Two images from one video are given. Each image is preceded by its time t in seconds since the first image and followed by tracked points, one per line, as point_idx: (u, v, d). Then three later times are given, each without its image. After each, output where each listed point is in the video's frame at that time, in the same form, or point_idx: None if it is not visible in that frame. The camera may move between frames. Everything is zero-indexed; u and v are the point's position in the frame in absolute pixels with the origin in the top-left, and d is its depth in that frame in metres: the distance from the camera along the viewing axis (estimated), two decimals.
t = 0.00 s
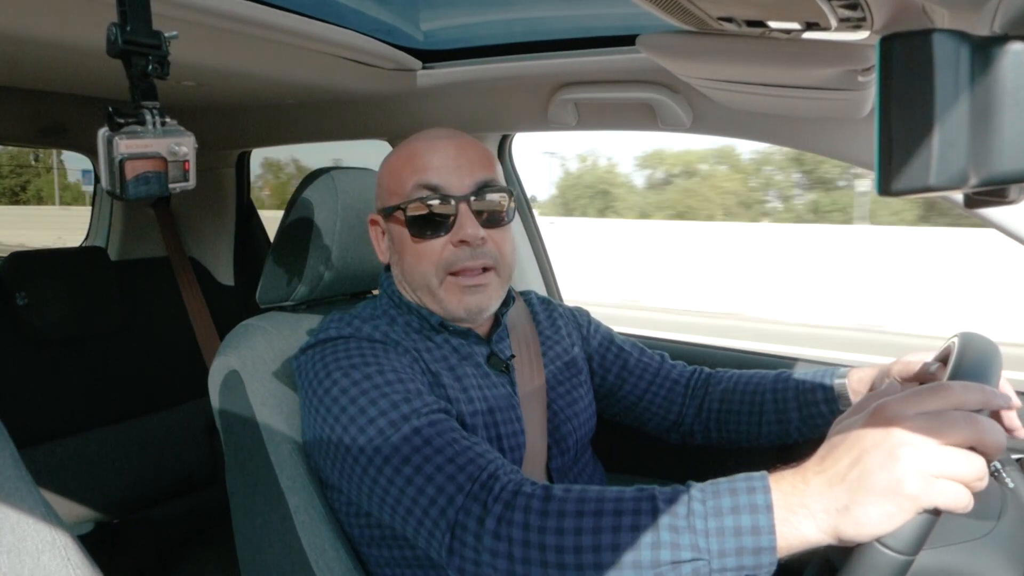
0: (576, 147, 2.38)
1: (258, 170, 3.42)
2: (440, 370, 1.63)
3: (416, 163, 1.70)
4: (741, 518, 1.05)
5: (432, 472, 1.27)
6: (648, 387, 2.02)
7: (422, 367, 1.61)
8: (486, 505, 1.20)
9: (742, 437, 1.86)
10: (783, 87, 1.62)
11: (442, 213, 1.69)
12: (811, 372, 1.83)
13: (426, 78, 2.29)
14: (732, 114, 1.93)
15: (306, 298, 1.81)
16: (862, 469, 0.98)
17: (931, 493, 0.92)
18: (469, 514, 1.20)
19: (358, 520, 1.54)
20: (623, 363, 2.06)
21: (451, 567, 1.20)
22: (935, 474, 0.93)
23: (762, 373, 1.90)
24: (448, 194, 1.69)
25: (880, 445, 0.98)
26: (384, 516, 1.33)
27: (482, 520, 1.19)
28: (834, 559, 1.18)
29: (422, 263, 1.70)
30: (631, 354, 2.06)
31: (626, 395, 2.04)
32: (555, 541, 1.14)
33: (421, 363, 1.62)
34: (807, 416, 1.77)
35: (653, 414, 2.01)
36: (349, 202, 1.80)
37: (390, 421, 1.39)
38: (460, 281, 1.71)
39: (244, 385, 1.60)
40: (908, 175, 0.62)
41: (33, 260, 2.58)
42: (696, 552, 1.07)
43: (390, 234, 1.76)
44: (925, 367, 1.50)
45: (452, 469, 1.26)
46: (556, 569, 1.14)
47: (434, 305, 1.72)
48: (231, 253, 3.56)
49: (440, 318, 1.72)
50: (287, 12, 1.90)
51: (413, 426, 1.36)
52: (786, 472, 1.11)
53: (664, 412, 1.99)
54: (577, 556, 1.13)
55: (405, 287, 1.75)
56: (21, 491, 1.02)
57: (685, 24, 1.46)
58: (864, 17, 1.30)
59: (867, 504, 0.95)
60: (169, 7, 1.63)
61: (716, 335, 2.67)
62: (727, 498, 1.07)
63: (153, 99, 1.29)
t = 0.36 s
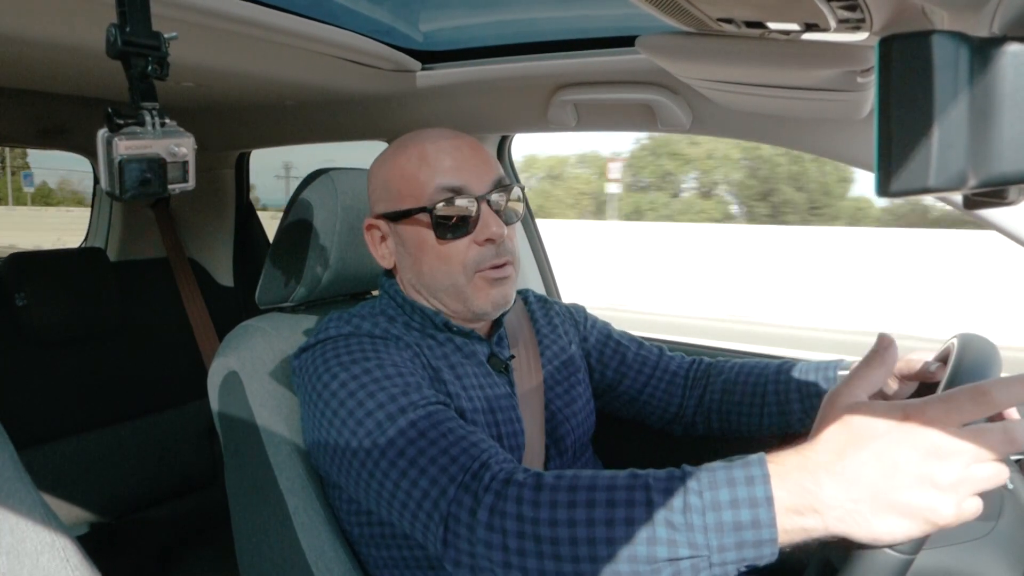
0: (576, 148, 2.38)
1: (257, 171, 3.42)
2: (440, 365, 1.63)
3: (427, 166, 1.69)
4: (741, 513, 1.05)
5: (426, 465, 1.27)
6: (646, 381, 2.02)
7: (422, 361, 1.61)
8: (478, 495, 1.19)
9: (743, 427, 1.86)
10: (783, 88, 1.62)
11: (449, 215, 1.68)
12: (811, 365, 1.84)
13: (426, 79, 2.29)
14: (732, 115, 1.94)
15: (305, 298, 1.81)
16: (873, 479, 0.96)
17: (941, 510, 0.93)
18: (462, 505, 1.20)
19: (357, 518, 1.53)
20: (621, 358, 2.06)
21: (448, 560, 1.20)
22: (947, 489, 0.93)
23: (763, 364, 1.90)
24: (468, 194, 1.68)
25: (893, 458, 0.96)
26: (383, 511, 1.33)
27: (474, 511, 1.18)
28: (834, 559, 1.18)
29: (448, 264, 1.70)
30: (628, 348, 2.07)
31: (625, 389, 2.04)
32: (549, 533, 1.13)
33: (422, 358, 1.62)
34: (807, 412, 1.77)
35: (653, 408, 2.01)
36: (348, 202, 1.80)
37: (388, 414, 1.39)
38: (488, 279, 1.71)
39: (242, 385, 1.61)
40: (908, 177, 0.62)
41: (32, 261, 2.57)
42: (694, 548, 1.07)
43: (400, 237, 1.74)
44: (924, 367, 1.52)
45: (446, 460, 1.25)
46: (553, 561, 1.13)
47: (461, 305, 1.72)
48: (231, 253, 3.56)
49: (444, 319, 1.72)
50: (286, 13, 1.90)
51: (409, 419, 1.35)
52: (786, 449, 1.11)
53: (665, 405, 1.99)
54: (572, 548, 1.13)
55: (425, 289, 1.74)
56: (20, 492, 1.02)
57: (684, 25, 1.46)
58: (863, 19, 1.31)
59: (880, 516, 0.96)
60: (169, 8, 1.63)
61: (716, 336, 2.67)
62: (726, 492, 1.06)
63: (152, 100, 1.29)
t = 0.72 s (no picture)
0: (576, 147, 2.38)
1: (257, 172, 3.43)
2: (438, 369, 1.63)
3: (409, 162, 1.70)
4: (737, 523, 1.04)
5: (426, 472, 1.27)
6: (649, 384, 2.02)
7: (420, 365, 1.61)
8: (478, 503, 1.19)
9: (746, 428, 1.86)
10: (782, 88, 1.62)
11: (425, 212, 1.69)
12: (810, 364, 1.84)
13: (426, 79, 2.29)
14: (731, 116, 1.94)
15: (305, 298, 1.82)
16: (872, 487, 0.96)
17: (938, 515, 0.94)
18: (462, 513, 1.20)
19: (356, 521, 1.53)
20: (624, 359, 2.06)
21: (450, 566, 1.21)
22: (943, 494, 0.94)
23: (765, 364, 1.90)
24: (443, 191, 1.69)
25: (890, 464, 0.96)
26: (383, 516, 1.33)
27: (474, 519, 1.18)
28: (832, 560, 1.17)
29: (418, 261, 1.70)
30: (631, 350, 2.07)
31: (628, 391, 2.04)
32: (548, 542, 1.13)
33: (419, 362, 1.62)
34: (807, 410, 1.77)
35: (656, 410, 2.01)
36: (348, 201, 1.79)
37: (388, 421, 1.38)
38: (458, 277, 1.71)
39: (240, 388, 1.60)
40: (907, 176, 0.62)
41: (32, 261, 2.58)
42: (690, 558, 1.07)
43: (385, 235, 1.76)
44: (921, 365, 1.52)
45: (446, 468, 1.26)
46: (552, 568, 1.13)
47: (431, 303, 1.72)
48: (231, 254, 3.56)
49: (439, 320, 1.72)
50: (286, 13, 1.90)
51: (408, 426, 1.35)
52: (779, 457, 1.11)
53: (668, 405, 1.99)
54: (570, 556, 1.13)
55: (402, 286, 1.75)
56: (20, 491, 1.02)
57: (683, 25, 1.46)
58: (863, 18, 1.31)
59: (880, 523, 0.96)
60: (169, 8, 1.63)
61: (716, 335, 2.68)
62: (722, 500, 1.06)
63: (152, 100, 1.29)
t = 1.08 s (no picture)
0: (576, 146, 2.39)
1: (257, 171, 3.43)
2: (437, 368, 1.63)
3: (411, 162, 1.70)
4: (740, 516, 1.04)
5: (427, 466, 1.27)
6: (646, 384, 2.02)
7: (419, 364, 1.61)
8: (479, 496, 1.19)
9: (742, 429, 1.86)
10: (781, 87, 1.62)
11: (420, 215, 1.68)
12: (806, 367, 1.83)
13: (425, 77, 2.29)
14: (731, 114, 1.94)
15: (302, 298, 1.83)
16: (875, 486, 0.96)
17: (940, 508, 0.95)
18: (464, 505, 1.20)
19: (356, 518, 1.53)
20: (621, 359, 2.06)
21: (451, 559, 1.20)
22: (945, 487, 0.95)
23: (763, 365, 1.89)
24: (441, 195, 1.68)
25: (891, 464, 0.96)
26: (385, 513, 1.33)
27: (476, 511, 1.18)
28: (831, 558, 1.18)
29: (414, 264, 1.70)
30: (629, 349, 2.07)
31: (626, 390, 2.04)
32: (551, 534, 1.13)
33: (418, 360, 1.62)
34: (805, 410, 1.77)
35: (654, 410, 2.01)
36: (347, 200, 1.79)
37: (387, 417, 1.39)
38: (453, 282, 1.70)
39: (241, 383, 1.61)
40: (907, 175, 0.62)
41: (31, 259, 2.57)
42: (693, 551, 1.07)
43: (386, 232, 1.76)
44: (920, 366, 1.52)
45: (447, 461, 1.26)
46: (553, 562, 1.14)
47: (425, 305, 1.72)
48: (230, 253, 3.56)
49: (436, 321, 1.72)
50: (285, 11, 1.90)
51: (408, 421, 1.36)
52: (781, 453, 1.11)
53: (666, 405, 1.99)
54: (573, 549, 1.13)
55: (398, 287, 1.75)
56: (19, 490, 1.02)
57: (683, 23, 1.46)
58: (861, 17, 1.31)
59: (884, 520, 0.97)
60: (168, 6, 1.63)
61: (716, 335, 2.68)
62: (725, 494, 1.06)
63: (151, 98, 1.29)
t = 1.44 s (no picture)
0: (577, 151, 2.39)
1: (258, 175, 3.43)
2: (444, 384, 1.62)
3: (436, 166, 1.69)
4: (746, 520, 1.05)
5: (427, 485, 1.27)
6: (642, 387, 2.02)
7: (426, 379, 1.61)
8: (481, 517, 1.19)
9: (741, 432, 1.86)
10: (780, 92, 1.63)
11: (466, 217, 1.67)
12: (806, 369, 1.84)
13: (426, 83, 2.29)
14: (731, 120, 1.95)
15: (304, 303, 1.82)
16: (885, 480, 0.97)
17: (946, 514, 0.95)
18: (464, 527, 1.20)
19: (355, 529, 1.53)
20: (614, 361, 2.06)
21: None
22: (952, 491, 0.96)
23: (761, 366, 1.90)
24: (482, 195, 1.68)
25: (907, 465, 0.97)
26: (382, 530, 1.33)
27: (477, 533, 1.18)
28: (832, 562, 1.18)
29: (462, 265, 1.69)
30: (622, 352, 2.06)
31: (619, 394, 2.04)
32: (554, 553, 1.14)
33: (425, 376, 1.62)
34: (805, 413, 1.78)
35: (648, 412, 2.01)
36: (348, 205, 1.79)
37: (388, 434, 1.38)
38: (502, 281, 1.71)
39: (244, 388, 1.61)
40: (906, 181, 0.62)
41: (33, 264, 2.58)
42: (700, 559, 1.06)
43: (409, 239, 1.73)
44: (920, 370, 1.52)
45: (448, 481, 1.26)
46: None
47: (475, 307, 1.72)
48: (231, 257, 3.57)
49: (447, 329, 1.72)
50: (286, 18, 1.90)
51: (409, 439, 1.35)
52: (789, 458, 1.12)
53: (660, 408, 1.99)
54: (575, 568, 1.13)
55: (435, 291, 1.73)
56: (20, 495, 1.02)
57: (683, 29, 1.46)
58: (861, 23, 1.31)
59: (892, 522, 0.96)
60: (170, 12, 1.64)
61: (718, 339, 2.68)
62: (731, 498, 1.07)
63: (153, 104, 1.30)
